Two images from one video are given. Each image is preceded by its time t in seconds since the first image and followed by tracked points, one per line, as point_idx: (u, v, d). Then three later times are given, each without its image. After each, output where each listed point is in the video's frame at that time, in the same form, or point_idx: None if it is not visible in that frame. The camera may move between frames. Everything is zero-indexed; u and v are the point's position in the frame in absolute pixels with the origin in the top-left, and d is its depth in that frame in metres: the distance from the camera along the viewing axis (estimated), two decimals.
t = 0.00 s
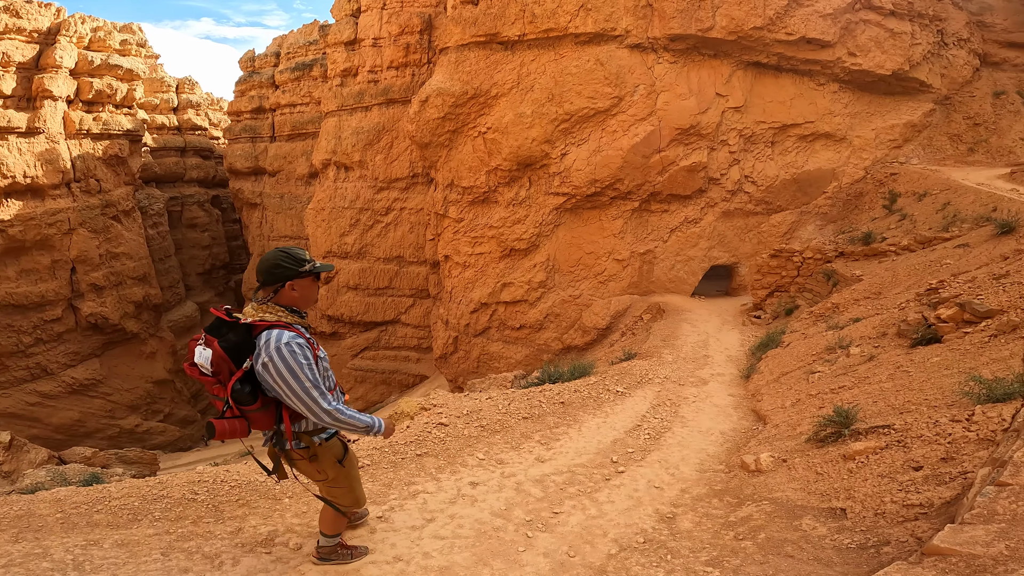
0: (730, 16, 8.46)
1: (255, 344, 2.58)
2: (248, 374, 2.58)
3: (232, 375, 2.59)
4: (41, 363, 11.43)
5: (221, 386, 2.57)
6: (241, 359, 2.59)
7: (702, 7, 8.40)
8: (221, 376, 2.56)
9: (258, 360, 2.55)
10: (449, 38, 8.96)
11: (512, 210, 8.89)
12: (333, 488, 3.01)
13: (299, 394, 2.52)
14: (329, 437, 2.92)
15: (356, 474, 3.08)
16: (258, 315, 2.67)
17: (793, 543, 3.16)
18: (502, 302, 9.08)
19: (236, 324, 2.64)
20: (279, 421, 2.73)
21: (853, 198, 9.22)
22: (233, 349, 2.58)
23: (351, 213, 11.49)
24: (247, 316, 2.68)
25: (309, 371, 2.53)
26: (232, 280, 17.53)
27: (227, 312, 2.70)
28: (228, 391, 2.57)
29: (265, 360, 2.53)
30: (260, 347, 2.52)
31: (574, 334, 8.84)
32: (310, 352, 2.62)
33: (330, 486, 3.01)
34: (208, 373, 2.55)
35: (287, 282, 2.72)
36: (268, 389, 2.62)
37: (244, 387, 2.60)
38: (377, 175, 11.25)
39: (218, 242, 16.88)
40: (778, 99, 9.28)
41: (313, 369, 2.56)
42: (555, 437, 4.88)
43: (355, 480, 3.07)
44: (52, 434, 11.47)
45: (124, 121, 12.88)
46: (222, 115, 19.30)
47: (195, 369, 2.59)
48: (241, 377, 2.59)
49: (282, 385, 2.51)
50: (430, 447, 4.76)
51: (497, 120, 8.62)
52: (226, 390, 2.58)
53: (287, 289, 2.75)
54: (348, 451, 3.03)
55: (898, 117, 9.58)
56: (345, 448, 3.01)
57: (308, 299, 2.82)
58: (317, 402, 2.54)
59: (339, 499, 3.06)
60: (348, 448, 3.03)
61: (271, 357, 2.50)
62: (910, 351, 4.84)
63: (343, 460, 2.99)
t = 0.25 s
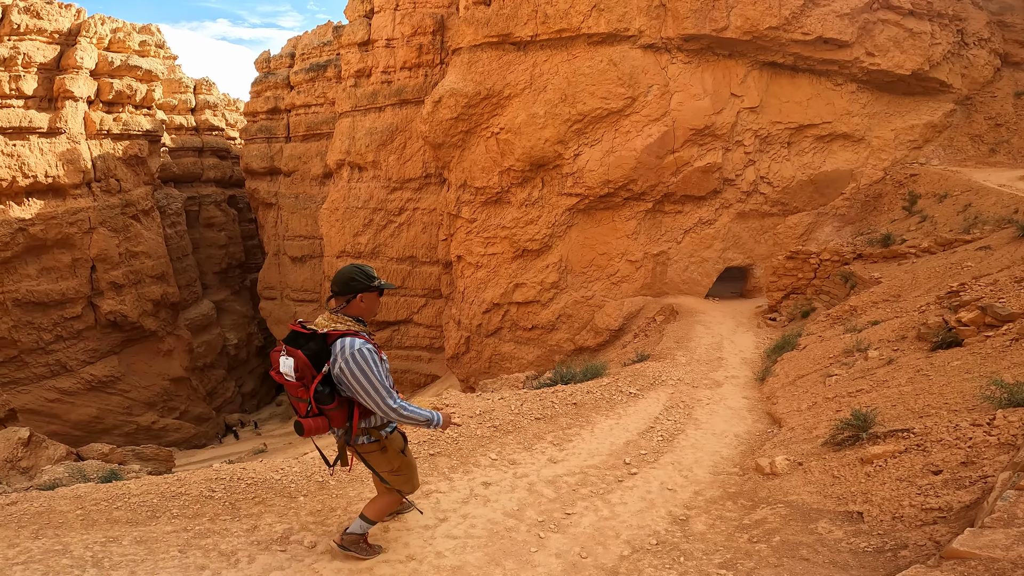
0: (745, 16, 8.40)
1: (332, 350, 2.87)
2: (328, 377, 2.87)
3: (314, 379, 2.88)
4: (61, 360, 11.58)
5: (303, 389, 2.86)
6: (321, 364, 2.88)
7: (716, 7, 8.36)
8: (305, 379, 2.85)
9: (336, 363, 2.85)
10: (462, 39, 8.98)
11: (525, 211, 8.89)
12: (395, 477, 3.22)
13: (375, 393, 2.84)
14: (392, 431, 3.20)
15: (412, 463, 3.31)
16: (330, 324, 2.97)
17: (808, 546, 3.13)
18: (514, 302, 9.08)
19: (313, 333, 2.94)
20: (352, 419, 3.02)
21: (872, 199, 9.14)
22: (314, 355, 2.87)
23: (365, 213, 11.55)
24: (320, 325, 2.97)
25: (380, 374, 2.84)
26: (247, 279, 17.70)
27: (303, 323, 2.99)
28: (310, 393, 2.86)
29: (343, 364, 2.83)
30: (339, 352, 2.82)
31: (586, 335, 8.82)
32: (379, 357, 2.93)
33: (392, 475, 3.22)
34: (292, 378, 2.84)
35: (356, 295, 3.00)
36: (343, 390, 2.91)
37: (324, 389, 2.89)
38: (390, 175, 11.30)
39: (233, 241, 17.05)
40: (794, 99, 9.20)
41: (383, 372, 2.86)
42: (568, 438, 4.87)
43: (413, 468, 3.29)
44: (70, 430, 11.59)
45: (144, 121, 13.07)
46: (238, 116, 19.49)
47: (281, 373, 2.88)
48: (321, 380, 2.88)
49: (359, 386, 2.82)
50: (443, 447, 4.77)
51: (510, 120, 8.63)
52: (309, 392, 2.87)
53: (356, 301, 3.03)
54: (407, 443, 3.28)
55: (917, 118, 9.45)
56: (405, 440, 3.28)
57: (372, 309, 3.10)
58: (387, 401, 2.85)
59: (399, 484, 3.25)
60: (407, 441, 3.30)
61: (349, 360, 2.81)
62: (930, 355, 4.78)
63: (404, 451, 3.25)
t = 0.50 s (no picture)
0: (761, 16, 8.34)
1: (398, 335, 3.17)
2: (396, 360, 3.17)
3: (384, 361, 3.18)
4: (81, 357, 11.72)
5: (376, 371, 3.15)
6: (389, 347, 3.17)
7: (731, 7, 8.31)
8: (377, 362, 3.14)
9: (403, 347, 3.14)
10: (475, 39, 8.99)
11: (538, 211, 8.89)
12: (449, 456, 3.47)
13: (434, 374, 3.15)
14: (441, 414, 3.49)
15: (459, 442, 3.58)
16: (393, 312, 3.26)
17: (823, 549, 3.10)
18: (527, 303, 9.08)
19: (380, 321, 3.23)
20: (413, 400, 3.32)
21: (892, 201, 9.02)
22: (384, 340, 3.17)
23: (379, 213, 11.61)
24: (385, 314, 3.26)
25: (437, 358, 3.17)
26: (263, 278, 17.86)
27: (368, 311, 3.28)
28: (382, 375, 3.15)
29: (409, 347, 3.13)
30: (406, 337, 3.11)
31: (599, 336, 8.80)
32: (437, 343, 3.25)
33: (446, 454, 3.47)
34: (367, 361, 3.13)
35: (416, 284, 3.33)
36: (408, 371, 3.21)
37: (392, 371, 3.19)
38: (404, 175, 11.35)
39: (249, 241, 17.22)
40: (811, 100, 9.11)
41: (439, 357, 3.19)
42: (580, 439, 4.86)
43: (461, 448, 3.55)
44: (88, 426, 11.72)
45: (163, 121, 13.32)
46: (254, 116, 19.68)
47: (354, 358, 3.16)
48: (391, 363, 3.18)
49: (423, 369, 3.12)
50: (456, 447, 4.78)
51: (523, 120, 8.63)
52: (381, 375, 3.16)
53: (416, 290, 3.35)
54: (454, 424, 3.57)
55: (938, 118, 9.31)
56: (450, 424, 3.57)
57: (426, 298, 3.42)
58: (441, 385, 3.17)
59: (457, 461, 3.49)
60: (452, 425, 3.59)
61: (415, 344, 3.11)
62: (950, 359, 4.71)
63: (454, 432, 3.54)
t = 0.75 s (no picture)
0: (777, 15, 8.28)
1: (464, 345, 3.40)
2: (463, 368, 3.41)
3: (452, 370, 3.42)
4: (101, 353, 11.88)
5: (445, 378, 3.39)
6: (456, 356, 3.41)
7: (747, 6, 8.24)
8: (447, 370, 3.38)
9: (469, 356, 3.39)
10: (488, 39, 9.00)
11: (552, 211, 8.89)
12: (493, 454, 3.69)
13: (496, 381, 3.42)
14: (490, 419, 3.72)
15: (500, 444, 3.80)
16: (457, 324, 3.50)
17: (837, 553, 3.07)
18: (540, 303, 9.08)
19: (449, 332, 3.46)
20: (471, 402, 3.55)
21: (913, 201, 8.82)
22: (453, 350, 3.41)
23: (393, 212, 11.66)
24: (450, 325, 3.50)
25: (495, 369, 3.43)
26: (278, 276, 18.01)
27: (435, 323, 3.51)
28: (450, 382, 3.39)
29: (476, 358, 3.37)
30: (473, 347, 3.35)
31: (612, 336, 8.77)
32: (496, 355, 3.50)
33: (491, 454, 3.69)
34: (437, 369, 3.37)
35: (480, 300, 3.55)
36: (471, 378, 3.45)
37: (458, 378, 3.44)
38: (417, 174, 11.39)
39: (265, 239, 17.37)
40: (828, 99, 9.02)
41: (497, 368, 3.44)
42: (593, 440, 4.85)
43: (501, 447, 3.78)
44: (108, 421, 11.86)
45: (182, 121, 13.48)
46: (271, 116, 19.85)
47: (424, 365, 3.39)
48: (458, 370, 3.43)
49: (487, 377, 3.38)
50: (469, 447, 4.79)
51: (537, 120, 8.63)
52: (449, 381, 3.41)
53: (479, 305, 3.58)
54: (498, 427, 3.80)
55: (960, 117, 9.16)
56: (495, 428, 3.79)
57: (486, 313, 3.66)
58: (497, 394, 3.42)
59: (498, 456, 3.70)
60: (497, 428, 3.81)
61: (481, 355, 3.36)
62: (972, 363, 4.64)
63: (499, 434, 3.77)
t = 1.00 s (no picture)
0: (796, 14, 8.18)
1: (516, 341, 3.48)
2: (514, 363, 3.49)
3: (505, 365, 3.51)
4: (121, 349, 12.06)
5: (497, 372, 3.48)
6: (508, 352, 3.50)
7: (765, 5, 8.15)
8: (499, 365, 3.48)
9: (520, 352, 3.46)
10: (502, 39, 8.99)
11: (566, 211, 8.87)
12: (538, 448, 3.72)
13: (546, 377, 3.46)
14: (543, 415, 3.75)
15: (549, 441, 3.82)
16: (510, 323, 3.59)
17: (850, 559, 3.03)
18: (554, 303, 9.07)
19: (502, 329, 3.56)
20: (525, 396, 3.59)
21: (936, 203, 8.55)
22: (506, 346, 3.50)
23: (407, 211, 11.70)
24: (505, 323, 3.60)
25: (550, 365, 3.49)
26: (294, 274, 18.18)
27: (490, 321, 3.63)
28: (502, 375, 3.48)
29: (527, 353, 3.44)
30: (525, 345, 3.43)
31: (625, 337, 8.74)
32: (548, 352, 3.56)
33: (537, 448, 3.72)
34: (490, 363, 3.48)
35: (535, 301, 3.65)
36: (524, 374, 3.52)
37: (511, 372, 3.52)
38: (432, 174, 11.42)
39: (282, 237, 17.54)
40: (848, 99, 8.90)
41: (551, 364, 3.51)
42: (604, 441, 4.83)
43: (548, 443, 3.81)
44: (127, 416, 12.03)
45: (202, 120, 13.64)
46: (288, 115, 20.01)
47: (479, 358, 3.52)
48: (511, 366, 3.51)
49: (538, 373, 3.44)
50: (481, 446, 4.80)
51: (551, 120, 8.61)
52: (500, 375, 3.49)
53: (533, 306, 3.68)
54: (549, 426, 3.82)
55: (985, 118, 8.98)
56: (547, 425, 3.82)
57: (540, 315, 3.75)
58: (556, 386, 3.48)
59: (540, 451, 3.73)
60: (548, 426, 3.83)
61: (533, 352, 3.43)
62: (994, 369, 4.55)
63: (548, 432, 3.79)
